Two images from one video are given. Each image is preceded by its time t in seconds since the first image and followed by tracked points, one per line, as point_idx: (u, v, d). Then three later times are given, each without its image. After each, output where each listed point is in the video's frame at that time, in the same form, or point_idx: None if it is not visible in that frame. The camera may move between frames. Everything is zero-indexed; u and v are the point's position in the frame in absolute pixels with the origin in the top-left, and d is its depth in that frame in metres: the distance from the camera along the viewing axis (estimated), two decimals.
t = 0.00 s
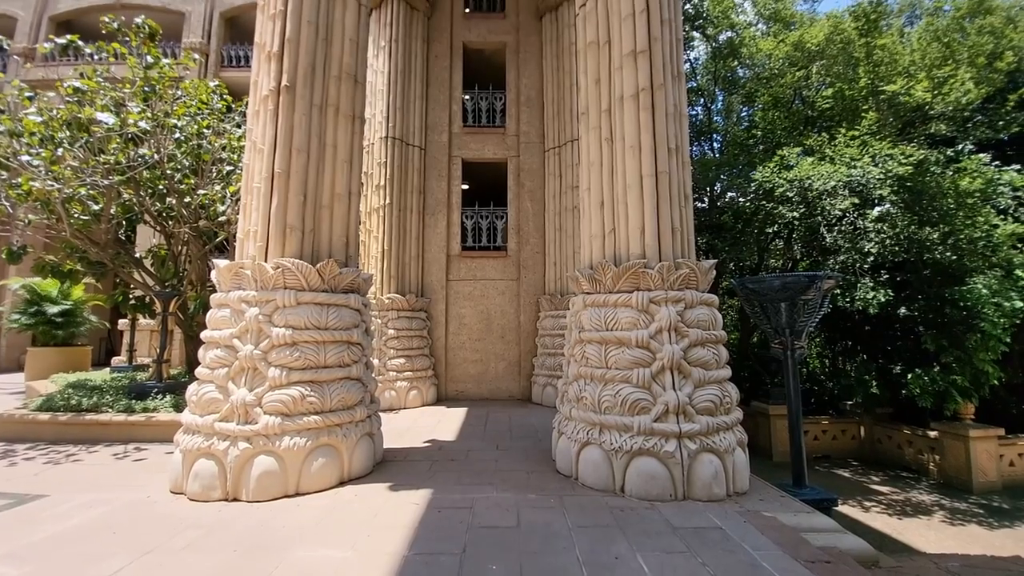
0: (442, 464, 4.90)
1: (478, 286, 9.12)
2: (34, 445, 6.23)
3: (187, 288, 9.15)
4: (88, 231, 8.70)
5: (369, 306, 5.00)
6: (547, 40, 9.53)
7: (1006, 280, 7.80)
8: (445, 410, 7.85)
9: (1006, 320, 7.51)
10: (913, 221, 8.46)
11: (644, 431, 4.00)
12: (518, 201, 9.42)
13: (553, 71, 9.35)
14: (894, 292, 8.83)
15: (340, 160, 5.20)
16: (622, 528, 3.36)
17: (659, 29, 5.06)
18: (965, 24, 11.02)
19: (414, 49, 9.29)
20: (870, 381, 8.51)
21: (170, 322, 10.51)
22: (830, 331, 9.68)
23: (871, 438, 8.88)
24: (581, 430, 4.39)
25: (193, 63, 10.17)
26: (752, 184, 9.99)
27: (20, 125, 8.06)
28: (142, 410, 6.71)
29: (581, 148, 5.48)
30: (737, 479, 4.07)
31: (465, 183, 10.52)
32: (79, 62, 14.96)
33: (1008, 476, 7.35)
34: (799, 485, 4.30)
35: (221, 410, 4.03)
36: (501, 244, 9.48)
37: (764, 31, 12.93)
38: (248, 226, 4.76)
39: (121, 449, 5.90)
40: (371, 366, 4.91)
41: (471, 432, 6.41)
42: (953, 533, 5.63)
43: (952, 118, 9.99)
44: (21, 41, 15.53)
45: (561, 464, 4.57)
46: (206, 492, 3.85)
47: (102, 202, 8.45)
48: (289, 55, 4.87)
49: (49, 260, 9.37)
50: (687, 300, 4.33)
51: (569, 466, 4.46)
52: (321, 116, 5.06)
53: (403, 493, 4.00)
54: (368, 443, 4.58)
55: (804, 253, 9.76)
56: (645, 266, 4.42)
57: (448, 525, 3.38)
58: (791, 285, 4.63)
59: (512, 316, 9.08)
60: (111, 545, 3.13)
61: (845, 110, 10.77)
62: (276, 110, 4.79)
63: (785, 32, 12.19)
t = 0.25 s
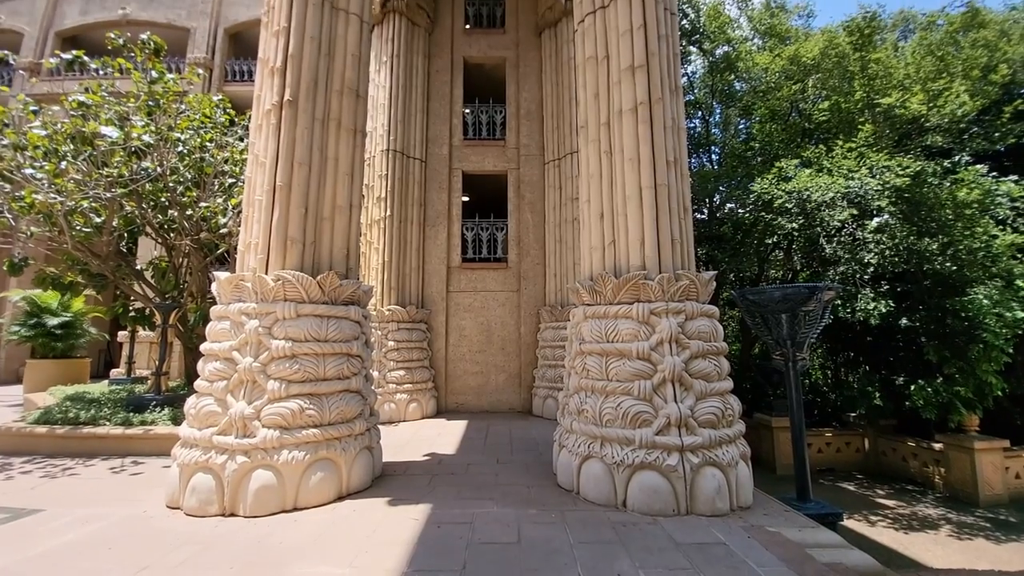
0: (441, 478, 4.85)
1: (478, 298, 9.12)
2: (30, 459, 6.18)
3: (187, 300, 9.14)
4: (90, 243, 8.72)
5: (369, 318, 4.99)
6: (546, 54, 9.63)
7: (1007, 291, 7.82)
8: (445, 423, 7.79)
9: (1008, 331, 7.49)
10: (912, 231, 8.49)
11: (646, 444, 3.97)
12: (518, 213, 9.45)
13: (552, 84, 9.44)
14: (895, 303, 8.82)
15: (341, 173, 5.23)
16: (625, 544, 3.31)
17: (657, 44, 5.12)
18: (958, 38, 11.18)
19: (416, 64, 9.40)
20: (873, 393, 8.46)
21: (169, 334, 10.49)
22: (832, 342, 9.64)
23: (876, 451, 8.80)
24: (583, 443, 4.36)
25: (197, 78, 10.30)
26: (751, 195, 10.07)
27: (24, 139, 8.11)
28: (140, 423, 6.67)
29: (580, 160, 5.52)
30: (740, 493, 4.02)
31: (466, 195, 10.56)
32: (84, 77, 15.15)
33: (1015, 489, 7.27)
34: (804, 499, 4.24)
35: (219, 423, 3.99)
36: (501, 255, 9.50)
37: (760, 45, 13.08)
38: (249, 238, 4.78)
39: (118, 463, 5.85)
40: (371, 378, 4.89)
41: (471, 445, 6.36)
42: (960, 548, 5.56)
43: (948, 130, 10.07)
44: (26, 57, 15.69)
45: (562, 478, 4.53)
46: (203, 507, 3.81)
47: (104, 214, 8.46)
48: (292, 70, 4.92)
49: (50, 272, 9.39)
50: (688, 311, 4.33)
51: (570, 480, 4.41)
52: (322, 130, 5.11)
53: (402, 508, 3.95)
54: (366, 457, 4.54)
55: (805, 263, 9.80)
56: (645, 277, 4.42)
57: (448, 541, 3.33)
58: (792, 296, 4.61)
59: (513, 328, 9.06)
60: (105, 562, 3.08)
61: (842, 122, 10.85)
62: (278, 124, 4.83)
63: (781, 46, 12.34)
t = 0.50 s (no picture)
0: (442, 495, 4.80)
1: (480, 311, 9.11)
2: (29, 473, 6.14)
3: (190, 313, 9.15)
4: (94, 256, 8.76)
5: (371, 331, 4.97)
6: (548, 71, 9.74)
7: (1011, 303, 7.73)
8: (446, 437, 7.72)
9: (1014, 344, 7.41)
10: (914, 244, 8.50)
11: (650, 460, 3.92)
12: (519, 226, 9.48)
13: (553, 99, 9.53)
14: (899, 316, 8.78)
15: (344, 187, 5.27)
16: (629, 563, 3.25)
17: (656, 61, 5.17)
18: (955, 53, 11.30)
19: (419, 80, 9.51)
20: (880, 407, 8.37)
21: (170, 347, 10.47)
22: (837, 355, 9.58)
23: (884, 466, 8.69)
24: (585, 459, 4.31)
25: (204, 94, 10.43)
26: (752, 209, 10.10)
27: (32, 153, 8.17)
28: (140, 437, 6.63)
29: (582, 174, 5.55)
30: (746, 511, 3.96)
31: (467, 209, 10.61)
32: (92, 93, 15.36)
33: None
34: (811, 516, 4.17)
35: (219, 438, 3.97)
36: (503, 268, 9.51)
37: (759, 61, 13.21)
38: (252, 252, 4.79)
39: (116, 478, 5.81)
40: (372, 392, 4.86)
41: (472, 460, 6.30)
42: (970, 566, 5.45)
43: (947, 143, 10.09)
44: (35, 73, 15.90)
45: (564, 494, 4.47)
46: (201, 524, 3.76)
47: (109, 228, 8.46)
48: (297, 87, 4.97)
49: (54, 285, 9.41)
50: (690, 324, 4.31)
51: (573, 496, 4.36)
52: (326, 145, 5.16)
53: (403, 526, 3.90)
54: (367, 472, 4.50)
55: (807, 276, 9.78)
56: (647, 290, 4.41)
57: (449, 560, 3.28)
58: (795, 309, 4.59)
59: (515, 341, 9.03)
60: None
61: (841, 135, 10.95)
62: (283, 139, 4.87)
63: (780, 62, 12.48)
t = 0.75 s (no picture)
0: (443, 509, 4.75)
1: (481, 322, 9.09)
2: (28, 486, 6.10)
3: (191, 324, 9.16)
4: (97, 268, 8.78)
5: (371, 343, 4.95)
6: (549, 84, 9.83)
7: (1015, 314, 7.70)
8: (447, 450, 7.67)
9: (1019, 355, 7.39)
10: (916, 255, 8.53)
11: (653, 473, 3.88)
12: (521, 237, 9.50)
13: (554, 112, 9.61)
14: (902, 327, 8.75)
15: (347, 199, 5.29)
16: None
17: (656, 74, 5.21)
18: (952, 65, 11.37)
19: (422, 94, 9.60)
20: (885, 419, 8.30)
21: (171, 359, 10.45)
22: (841, 366, 9.53)
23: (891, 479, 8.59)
24: (588, 472, 4.26)
25: (209, 108, 10.55)
26: (753, 220, 10.12)
27: (38, 166, 8.24)
28: (139, 450, 6.60)
29: (583, 186, 5.57)
30: (751, 525, 3.91)
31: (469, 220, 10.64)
32: (98, 107, 15.54)
33: None
34: (818, 531, 4.11)
35: (218, 450, 3.94)
36: (504, 279, 9.51)
37: (757, 74, 13.33)
38: (255, 263, 4.80)
39: (115, 491, 5.77)
40: (373, 404, 4.83)
41: (473, 474, 6.24)
42: None
43: (947, 154, 10.11)
44: (43, 86, 16.06)
45: (567, 508, 4.42)
46: (199, 538, 3.73)
47: (113, 239, 8.49)
48: (301, 101, 5.01)
49: (57, 296, 9.44)
50: (692, 336, 4.29)
51: (575, 510, 4.31)
52: (329, 158, 5.19)
53: (403, 541, 3.86)
54: (367, 486, 4.46)
55: (809, 287, 9.75)
56: (649, 302, 4.39)
57: None
58: (798, 321, 4.57)
59: (516, 352, 9.00)
60: None
61: (840, 147, 10.96)
62: (287, 152, 4.91)
63: (778, 75, 12.59)
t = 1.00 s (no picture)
0: (444, 527, 4.68)
1: (483, 335, 9.07)
2: (24, 503, 6.04)
3: (193, 339, 9.14)
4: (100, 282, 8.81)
5: (373, 357, 4.93)
6: (549, 100, 9.93)
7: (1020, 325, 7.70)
8: (449, 466, 7.59)
9: None
10: (917, 266, 8.56)
11: (657, 490, 3.83)
12: (522, 251, 9.52)
13: (554, 127, 9.68)
14: (906, 339, 8.71)
15: (349, 214, 5.32)
16: None
17: (654, 91, 5.25)
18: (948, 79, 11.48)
19: (423, 110, 9.70)
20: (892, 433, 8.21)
21: (172, 373, 10.41)
22: (846, 379, 9.46)
23: (899, 495, 8.48)
24: (591, 489, 4.21)
25: (214, 124, 10.67)
26: (754, 233, 10.15)
27: (44, 182, 8.30)
28: (137, 466, 6.55)
29: (583, 200, 5.60)
30: (758, 543, 3.84)
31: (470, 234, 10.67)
32: (104, 123, 15.71)
33: None
34: (826, 549, 4.05)
35: (218, 467, 3.92)
36: (505, 292, 9.51)
37: (755, 89, 13.45)
38: (257, 278, 4.81)
39: (112, 508, 5.70)
40: (373, 420, 4.80)
41: (475, 490, 6.17)
42: None
43: (945, 166, 10.15)
44: (50, 103, 16.24)
45: (569, 526, 4.35)
46: (196, 557, 3.67)
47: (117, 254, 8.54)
48: (305, 117, 5.06)
49: (59, 311, 9.44)
50: (694, 349, 4.26)
51: (578, 528, 4.24)
52: (332, 173, 5.22)
53: (403, 560, 3.80)
54: (366, 503, 4.40)
55: (811, 299, 9.71)
56: (651, 315, 4.38)
57: None
58: (800, 333, 4.55)
59: (518, 366, 8.96)
60: None
61: (839, 159, 11.06)
62: (290, 168, 4.95)
63: (776, 90, 12.71)
